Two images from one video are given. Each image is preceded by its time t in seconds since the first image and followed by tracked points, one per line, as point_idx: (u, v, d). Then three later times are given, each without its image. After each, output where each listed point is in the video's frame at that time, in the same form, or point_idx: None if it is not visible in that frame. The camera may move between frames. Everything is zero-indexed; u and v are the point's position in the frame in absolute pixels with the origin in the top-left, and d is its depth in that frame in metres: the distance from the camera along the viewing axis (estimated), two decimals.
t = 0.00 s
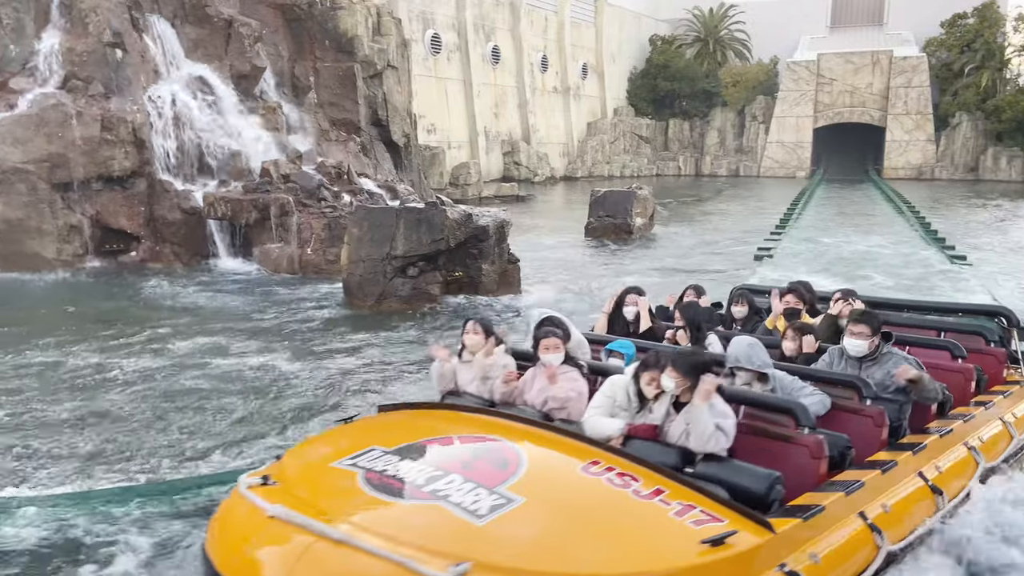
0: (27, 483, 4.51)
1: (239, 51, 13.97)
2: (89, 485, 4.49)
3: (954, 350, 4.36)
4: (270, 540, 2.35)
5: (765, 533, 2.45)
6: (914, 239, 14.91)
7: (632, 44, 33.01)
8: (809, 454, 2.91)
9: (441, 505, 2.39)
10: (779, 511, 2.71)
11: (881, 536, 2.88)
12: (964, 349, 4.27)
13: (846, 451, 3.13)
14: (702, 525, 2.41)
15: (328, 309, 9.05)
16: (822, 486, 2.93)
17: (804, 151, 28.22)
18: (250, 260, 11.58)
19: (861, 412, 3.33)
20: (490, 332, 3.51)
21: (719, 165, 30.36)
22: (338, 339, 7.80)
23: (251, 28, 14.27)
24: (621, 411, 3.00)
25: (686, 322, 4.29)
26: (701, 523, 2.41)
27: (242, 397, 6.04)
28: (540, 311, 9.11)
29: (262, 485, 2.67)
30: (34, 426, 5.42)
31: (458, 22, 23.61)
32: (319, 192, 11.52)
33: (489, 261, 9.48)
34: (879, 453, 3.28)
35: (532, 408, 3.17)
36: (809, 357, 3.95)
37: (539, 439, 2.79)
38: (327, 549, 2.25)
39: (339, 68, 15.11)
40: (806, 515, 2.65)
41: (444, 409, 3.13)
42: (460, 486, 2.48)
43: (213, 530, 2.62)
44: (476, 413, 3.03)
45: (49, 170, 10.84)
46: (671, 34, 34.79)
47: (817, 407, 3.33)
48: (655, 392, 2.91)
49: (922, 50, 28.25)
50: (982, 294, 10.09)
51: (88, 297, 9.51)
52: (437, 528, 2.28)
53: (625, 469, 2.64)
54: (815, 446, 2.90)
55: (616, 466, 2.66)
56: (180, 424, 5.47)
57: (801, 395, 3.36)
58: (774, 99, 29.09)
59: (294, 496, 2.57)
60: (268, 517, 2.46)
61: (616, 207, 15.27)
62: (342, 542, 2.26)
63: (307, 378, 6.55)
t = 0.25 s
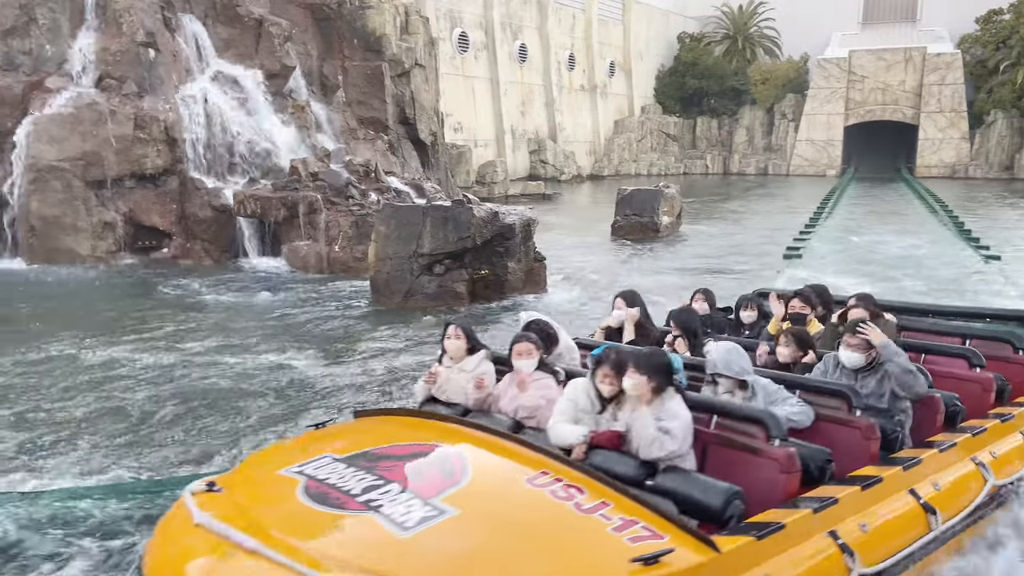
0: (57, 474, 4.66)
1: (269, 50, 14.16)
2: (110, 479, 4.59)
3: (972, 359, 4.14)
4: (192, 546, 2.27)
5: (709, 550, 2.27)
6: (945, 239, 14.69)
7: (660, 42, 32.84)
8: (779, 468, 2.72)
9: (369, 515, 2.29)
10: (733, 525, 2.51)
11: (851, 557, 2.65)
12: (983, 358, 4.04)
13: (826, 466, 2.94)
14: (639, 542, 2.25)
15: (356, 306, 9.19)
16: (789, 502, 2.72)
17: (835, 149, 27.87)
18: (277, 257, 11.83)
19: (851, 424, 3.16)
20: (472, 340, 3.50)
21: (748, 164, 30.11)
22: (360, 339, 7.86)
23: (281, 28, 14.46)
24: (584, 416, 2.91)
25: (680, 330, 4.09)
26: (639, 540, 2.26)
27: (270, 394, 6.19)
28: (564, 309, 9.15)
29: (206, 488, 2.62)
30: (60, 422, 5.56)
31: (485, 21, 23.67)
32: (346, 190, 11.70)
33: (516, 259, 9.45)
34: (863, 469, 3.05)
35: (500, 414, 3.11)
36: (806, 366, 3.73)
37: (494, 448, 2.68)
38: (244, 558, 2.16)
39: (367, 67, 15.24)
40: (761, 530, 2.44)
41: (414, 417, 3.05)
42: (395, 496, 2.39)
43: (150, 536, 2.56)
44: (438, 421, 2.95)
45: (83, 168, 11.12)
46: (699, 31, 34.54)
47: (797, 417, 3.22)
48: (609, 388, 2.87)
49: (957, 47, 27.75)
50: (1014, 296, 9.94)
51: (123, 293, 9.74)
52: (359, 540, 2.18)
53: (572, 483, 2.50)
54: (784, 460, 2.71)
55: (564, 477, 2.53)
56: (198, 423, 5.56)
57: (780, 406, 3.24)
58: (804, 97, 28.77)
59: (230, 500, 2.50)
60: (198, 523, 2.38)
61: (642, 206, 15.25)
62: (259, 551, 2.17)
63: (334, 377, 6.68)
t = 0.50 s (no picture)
0: (92, 469, 4.81)
1: (303, 50, 14.30)
2: (136, 477, 4.70)
3: (992, 369, 3.96)
4: (118, 550, 2.19)
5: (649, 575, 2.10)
6: (981, 239, 14.41)
7: (691, 39, 32.61)
8: (746, 483, 2.56)
9: (300, 522, 2.16)
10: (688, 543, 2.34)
11: None
12: (1003, 369, 3.87)
13: (803, 482, 2.75)
14: (572, 560, 2.11)
15: (386, 303, 9.32)
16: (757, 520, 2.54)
17: (870, 148, 27.45)
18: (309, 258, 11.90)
19: (840, 439, 2.95)
20: (456, 341, 3.52)
21: (780, 163, 29.83)
22: (385, 338, 7.89)
23: (314, 28, 14.62)
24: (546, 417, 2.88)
25: (681, 335, 3.92)
26: (573, 559, 2.11)
27: (300, 394, 6.32)
28: (591, 308, 9.16)
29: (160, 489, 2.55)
30: (92, 418, 5.71)
31: (516, 19, 23.70)
32: (377, 189, 11.82)
33: (545, 258, 9.40)
34: (846, 486, 2.86)
35: (473, 420, 3.10)
36: (800, 373, 3.69)
37: (453, 457, 2.55)
38: (162, 565, 2.06)
39: (399, 66, 15.36)
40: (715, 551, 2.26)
41: (391, 422, 2.91)
42: (334, 504, 2.24)
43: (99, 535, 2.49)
44: (408, 427, 2.83)
45: (121, 167, 11.38)
46: (732, 28, 34.23)
47: (774, 436, 3.02)
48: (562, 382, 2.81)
49: (998, 44, 27.14)
50: None
51: (161, 290, 9.97)
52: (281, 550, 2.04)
53: (522, 497, 2.35)
54: (752, 475, 2.54)
55: (513, 488, 2.39)
56: (229, 421, 5.68)
57: (757, 425, 3.03)
58: (838, 95, 28.38)
59: (177, 503, 2.41)
60: (133, 525, 2.29)
61: (672, 204, 15.21)
62: (177, 558, 2.06)
63: (363, 377, 6.80)
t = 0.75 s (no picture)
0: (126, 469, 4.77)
1: (339, 50, 14.40)
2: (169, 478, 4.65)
3: (1016, 383, 3.45)
4: (65, 550, 2.20)
5: None
6: None
7: (729, 35, 32.10)
8: (713, 503, 2.34)
9: (237, 529, 2.13)
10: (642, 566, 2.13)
11: None
12: None
13: (781, 501, 2.51)
14: None
15: (420, 301, 9.25)
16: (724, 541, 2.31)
17: (912, 145, 26.74)
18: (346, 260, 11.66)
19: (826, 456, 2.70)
20: (448, 341, 3.37)
21: (819, 160, 29.20)
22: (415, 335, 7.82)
23: (351, 27, 14.61)
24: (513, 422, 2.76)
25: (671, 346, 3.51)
26: None
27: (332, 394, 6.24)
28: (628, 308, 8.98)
29: (123, 485, 2.55)
30: (131, 412, 5.80)
31: (550, 17, 23.54)
32: (412, 186, 11.92)
33: (580, 256, 9.25)
34: (830, 508, 2.58)
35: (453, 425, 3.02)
36: (800, 381, 3.30)
37: (413, 466, 2.46)
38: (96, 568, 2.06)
39: (434, 64, 15.30)
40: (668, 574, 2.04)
41: (369, 426, 2.83)
42: (276, 512, 2.20)
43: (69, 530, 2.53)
44: (379, 431, 2.75)
45: (163, 165, 11.48)
46: (770, 24, 33.62)
47: (763, 449, 2.76)
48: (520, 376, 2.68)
49: None
50: None
51: (200, 287, 10.03)
52: (210, 557, 2.01)
53: (470, 510, 2.21)
54: (718, 495, 2.32)
55: (462, 501, 2.26)
56: (262, 421, 5.63)
57: (745, 436, 2.78)
58: (879, 91, 27.70)
59: (135, 504, 2.41)
60: (86, 524, 2.31)
61: (709, 203, 14.93)
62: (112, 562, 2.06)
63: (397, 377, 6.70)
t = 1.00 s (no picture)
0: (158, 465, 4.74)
1: (375, 49, 14.31)
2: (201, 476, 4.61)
3: None
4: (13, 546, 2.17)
5: None
6: None
7: (766, 32, 31.55)
8: (672, 528, 2.11)
9: (178, 535, 2.06)
10: None
11: None
12: None
13: (751, 527, 2.25)
14: None
15: (453, 299, 9.18)
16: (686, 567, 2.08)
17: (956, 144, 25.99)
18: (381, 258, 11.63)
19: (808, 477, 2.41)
20: (437, 342, 3.32)
21: (859, 158, 28.47)
22: (444, 332, 7.76)
23: (387, 26, 14.60)
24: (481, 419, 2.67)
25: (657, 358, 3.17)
26: None
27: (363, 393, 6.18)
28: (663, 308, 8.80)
29: (91, 480, 2.52)
30: (158, 406, 5.80)
31: (585, 15, 23.33)
32: (445, 184, 11.99)
33: (613, 254, 9.13)
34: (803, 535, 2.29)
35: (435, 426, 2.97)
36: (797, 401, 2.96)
37: (371, 471, 2.35)
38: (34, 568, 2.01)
39: (468, 63, 15.23)
40: None
41: (342, 426, 2.74)
42: (222, 517, 2.13)
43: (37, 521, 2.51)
44: (349, 432, 2.66)
45: (202, 163, 11.52)
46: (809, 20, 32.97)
47: (746, 470, 2.48)
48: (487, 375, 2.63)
49: None
50: None
51: (236, 285, 10.07)
52: (142, 565, 1.95)
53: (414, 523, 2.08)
54: (678, 519, 2.09)
55: (410, 511, 2.14)
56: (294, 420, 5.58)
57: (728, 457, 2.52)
58: (922, 89, 26.97)
59: (95, 501, 2.37)
60: (41, 521, 2.27)
61: (745, 201, 14.64)
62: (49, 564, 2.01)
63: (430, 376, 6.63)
